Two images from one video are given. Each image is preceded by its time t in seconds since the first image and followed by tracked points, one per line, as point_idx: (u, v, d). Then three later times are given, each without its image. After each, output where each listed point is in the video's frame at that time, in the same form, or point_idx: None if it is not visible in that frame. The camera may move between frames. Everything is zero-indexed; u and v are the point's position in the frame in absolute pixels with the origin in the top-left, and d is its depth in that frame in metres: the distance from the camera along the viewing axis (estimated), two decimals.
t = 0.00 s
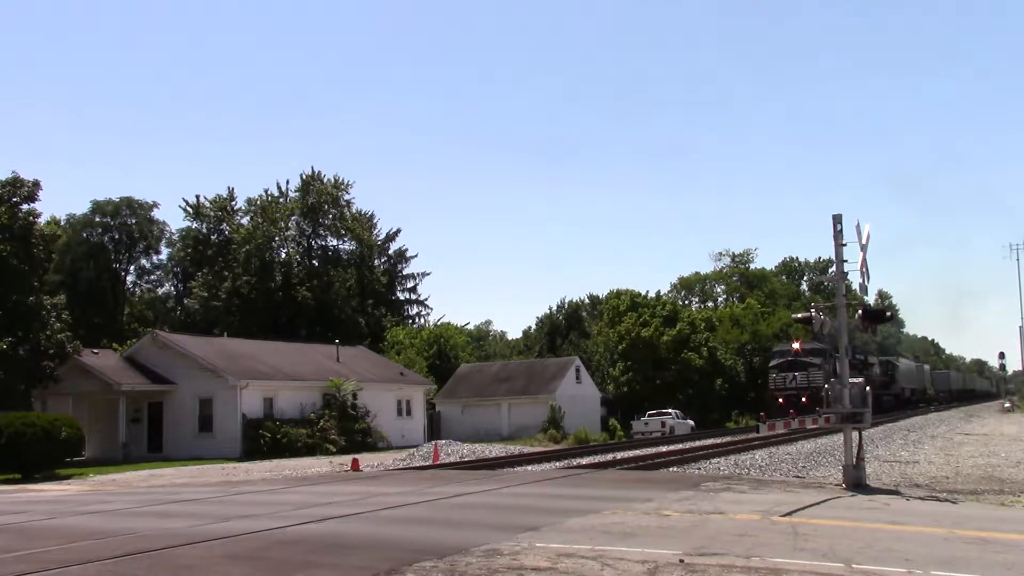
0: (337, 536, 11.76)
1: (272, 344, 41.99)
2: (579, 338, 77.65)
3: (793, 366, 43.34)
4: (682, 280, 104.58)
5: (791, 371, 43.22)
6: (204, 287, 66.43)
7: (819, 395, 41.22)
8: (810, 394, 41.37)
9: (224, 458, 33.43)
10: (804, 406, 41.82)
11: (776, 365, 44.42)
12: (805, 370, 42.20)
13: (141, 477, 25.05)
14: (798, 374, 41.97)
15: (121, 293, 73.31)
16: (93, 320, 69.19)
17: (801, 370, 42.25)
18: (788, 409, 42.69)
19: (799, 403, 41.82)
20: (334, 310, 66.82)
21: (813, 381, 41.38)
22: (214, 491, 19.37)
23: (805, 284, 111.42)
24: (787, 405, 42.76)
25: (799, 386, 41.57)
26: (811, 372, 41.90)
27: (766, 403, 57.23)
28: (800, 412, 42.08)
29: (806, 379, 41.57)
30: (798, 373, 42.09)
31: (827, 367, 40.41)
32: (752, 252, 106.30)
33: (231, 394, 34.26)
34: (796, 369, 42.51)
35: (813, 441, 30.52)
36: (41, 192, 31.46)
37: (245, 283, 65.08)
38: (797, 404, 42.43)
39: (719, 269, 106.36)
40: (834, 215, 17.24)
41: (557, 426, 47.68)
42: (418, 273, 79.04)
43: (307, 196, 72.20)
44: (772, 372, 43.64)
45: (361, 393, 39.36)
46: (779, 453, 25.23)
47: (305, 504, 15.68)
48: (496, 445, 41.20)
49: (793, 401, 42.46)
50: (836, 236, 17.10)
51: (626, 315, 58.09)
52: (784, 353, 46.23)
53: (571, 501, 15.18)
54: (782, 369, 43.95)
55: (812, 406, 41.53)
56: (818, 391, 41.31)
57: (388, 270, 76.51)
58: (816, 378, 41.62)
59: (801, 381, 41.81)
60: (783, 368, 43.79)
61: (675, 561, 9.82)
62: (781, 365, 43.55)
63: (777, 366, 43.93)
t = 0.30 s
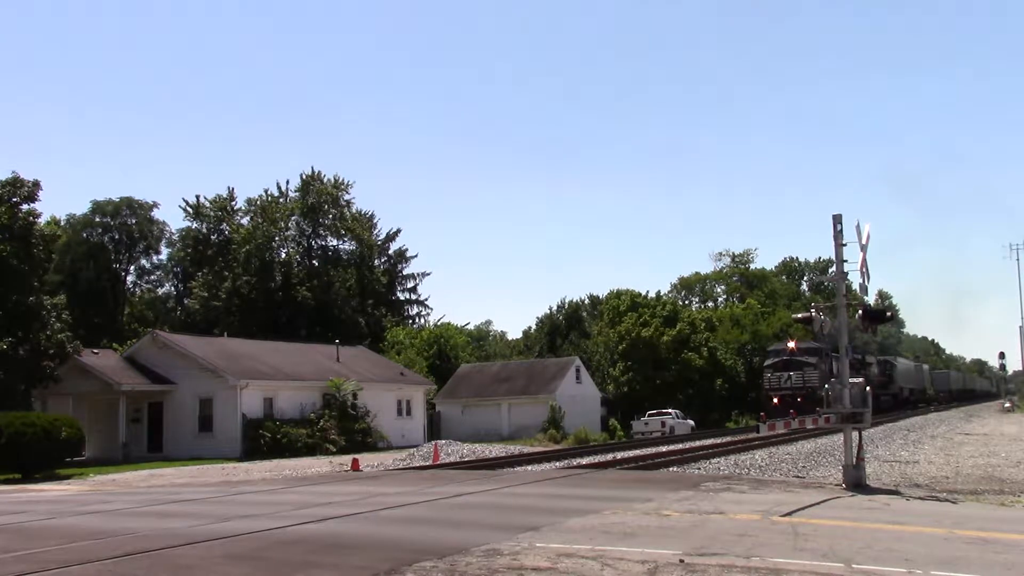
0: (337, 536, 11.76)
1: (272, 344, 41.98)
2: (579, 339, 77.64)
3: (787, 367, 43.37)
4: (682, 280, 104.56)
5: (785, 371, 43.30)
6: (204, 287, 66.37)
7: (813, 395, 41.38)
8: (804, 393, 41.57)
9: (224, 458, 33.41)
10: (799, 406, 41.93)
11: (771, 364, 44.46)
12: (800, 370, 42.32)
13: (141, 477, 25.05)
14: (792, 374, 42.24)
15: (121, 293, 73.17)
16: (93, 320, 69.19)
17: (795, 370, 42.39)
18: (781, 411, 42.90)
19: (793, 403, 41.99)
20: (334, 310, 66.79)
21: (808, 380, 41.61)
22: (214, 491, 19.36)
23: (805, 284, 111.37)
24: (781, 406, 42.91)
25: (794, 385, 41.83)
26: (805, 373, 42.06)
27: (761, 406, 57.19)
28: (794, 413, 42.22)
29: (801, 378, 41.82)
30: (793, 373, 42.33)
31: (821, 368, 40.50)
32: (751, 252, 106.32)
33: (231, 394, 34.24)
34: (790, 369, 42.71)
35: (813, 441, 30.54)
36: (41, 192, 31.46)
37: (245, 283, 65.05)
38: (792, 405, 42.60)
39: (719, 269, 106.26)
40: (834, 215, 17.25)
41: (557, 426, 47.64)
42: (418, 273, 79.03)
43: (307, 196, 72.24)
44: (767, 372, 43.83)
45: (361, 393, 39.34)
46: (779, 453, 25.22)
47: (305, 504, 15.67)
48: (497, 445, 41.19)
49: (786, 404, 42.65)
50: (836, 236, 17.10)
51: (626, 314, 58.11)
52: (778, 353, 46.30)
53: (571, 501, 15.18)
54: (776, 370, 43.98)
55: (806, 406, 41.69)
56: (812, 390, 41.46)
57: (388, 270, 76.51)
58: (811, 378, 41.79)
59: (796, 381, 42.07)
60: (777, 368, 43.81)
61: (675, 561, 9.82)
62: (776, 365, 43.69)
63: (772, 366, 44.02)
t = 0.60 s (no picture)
0: (337, 536, 11.76)
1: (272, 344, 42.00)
2: (579, 339, 77.63)
3: (783, 367, 43.50)
4: (682, 280, 104.58)
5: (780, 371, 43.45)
6: (204, 287, 66.39)
7: (808, 395, 41.52)
8: (799, 393, 41.76)
9: (223, 458, 33.44)
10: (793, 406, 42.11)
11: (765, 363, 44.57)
12: (794, 370, 42.51)
13: (141, 477, 25.05)
14: (787, 374, 42.46)
15: (121, 293, 73.15)
16: (93, 321, 69.24)
17: (790, 370, 42.60)
18: (776, 411, 43.08)
19: (787, 403, 42.18)
20: (334, 310, 66.77)
21: (803, 380, 41.81)
22: (214, 491, 19.36)
23: (805, 284, 111.37)
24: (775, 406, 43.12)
25: (789, 385, 42.05)
26: (800, 373, 42.25)
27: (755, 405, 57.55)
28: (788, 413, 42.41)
29: (796, 378, 42.03)
30: (788, 373, 42.54)
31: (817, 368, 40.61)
32: (751, 251, 106.33)
33: (231, 394, 34.24)
34: (785, 369, 42.88)
35: (813, 441, 30.56)
36: (41, 192, 31.44)
37: (245, 283, 65.06)
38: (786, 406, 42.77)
39: (719, 268, 106.24)
40: (833, 215, 17.25)
41: (557, 426, 47.63)
42: (418, 273, 79.04)
43: (307, 196, 72.29)
44: (761, 370, 44.15)
45: (361, 393, 39.36)
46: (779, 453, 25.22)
47: (304, 504, 15.67)
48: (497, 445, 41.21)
49: (781, 404, 42.83)
50: (836, 236, 17.11)
51: (626, 315, 58.11)
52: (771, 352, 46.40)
53: (571, 501, 15.18)
54: (771, 369, 44.13)
55: (800, 406, 41.87)
56: (807, 391, 41.63)
57: (388, 270, 76.51)
58: (806, 379, 41.97)
59: (791, 381, 42.31)
60: (771, 367, 43.92)
61: (675, 561, 9.82)
62: (770, 365, 43.82)
63: (767, 365, 44.19)
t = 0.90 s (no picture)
0: (336, 536, 11.77)
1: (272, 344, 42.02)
2: (579, 338, 77.60)
3: (777, 366, 43.38)
4: (682, 280, 104.56)
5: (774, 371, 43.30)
6: (204, 287, 66.41)
7: (803, 395, 41.49)
8: (794, 393, 41.76)
9: (223, 458, 33.43)
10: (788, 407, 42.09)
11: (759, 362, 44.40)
12: (788, 369, 42.41)
13: (141, 477, 25.04)
14: (781, 374, 42.34)
15: (121, 293, 73.16)
16: (93, 321, 69.29)
17: (784, 369, 42.46)
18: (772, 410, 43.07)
19: (782, 403, 42.21)
20: (334, 310, 66.73)
21: (798, 380, 41.76)
22: (214, 491, 19.35)
23: (805, 284, 111.36)
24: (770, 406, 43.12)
25: (783, 385, 41.99)
26: (795, 372, 42.12)
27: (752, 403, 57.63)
28: (783, 413, 42.44)
29: (790, 378, 41.98)
30: (782, 373, 42.41)
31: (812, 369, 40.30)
32: (751, 251, 106.34)
33: (231, 394, 34.25)
34: (780, 368, 42.73)
35: (813, 441, 30.57)
36: (41, 192, 31.45)
37: (245, 283, 65.11)
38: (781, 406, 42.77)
39: (718, 268, 106.25)
40: (834, 215, 17.25)
41: (557, 426, 47.62)
42: (418, 273, 79.02)
43: (307, 196, 72.35)
44: (755, 370, 43.98)
45: (361, 393, 39.37)
46: (779, 453, 25.23)
47: (304, 504, 15.68)
48: (497, 445, 41.21)
49: (776, 404, 42.81)
50: (836, 236, 17.10)
51: (626, 315, 58.17)
52: (766, 350, 46.26)
53: (571, 501, 15.18)
54: (765, 369, 43.99)
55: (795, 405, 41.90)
56: (802, 390, 41.62)
57: (388, 270, 76.46)
58: (802, 378, 41.90)
59: (786, 380, 42.26)
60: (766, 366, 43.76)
61: (675, 561, 9.82)
62: (764, 364, 43.62)
63: (761, 364, 44.07)
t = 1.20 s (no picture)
0: (336, 536, 11.77)
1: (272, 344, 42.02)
2: (579, 338, 77.56)
3: (771, 365, 42.98)
4: (682, 280, 104.53)
5: (768, 370, 42.90)
6: (204, 287, 66.43)
7: (798, 395, 41.74)
8: (788, 393, 41.77)
9: (224, 458, 33.44)
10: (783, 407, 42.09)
11: (753, 360, 43.88)
12: (783, 368, 42.15)
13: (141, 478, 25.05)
14: (775, 373, 42.02)
15: (121, 293, 73.23)
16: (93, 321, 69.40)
17: (779, 369, 42.08)
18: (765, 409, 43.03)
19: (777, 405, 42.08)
20: (334, 309, 66.74)
21: (793, 380, 41.71)
22: (214, 491, 19.35)
23: (805, 284, 111.37)
24: (764, 405, 43.04)
25: (777, 385, 41.85)
26: (790, 372, 41.89)
27: (746, 400, 57.72)
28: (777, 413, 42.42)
29: (785, 378, 41.84)
30: (777, 372, 42.08)
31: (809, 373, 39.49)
32: (752, 252, 106.30)
33: (231, 394, 34.25)
34: (775, 367, 42.32)
35: (813, 441, 30.60)
36: (41, 192, 31.43)
37: (245, 283, 65.31)
38: (775, 406, 42.74)
39: (719, 268, 106.27)
40: (834, 216, 17.26)
41: (557, 426, 47.67)
42: (418, 273, 79.01)
43: (307, 196, 72.36)
44: (749, 369, 43.55)
45: (361, 393, 39.37)
46: (779, 453, 25.23)
47: (304, 504, 15.68)
48: (497, 445, 41.22)
49: (769, 403, 42.77)
50: (836, 236, 17.11)
51: (626, 315, 58.31)
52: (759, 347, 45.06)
53: (571, 501, 15.19)
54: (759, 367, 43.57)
55: (789, 405, 42.05)
56: (797, 390, 41.70)
57: (388, 270, 76.40)
58: (796, 378, 41.85)
59: (780, 380, 42.11)
60: (760, 365, 43.28)
61: (675, 561, 9.82)
62: (759, 363, 43.05)
63: (755, 362, 43.58)
